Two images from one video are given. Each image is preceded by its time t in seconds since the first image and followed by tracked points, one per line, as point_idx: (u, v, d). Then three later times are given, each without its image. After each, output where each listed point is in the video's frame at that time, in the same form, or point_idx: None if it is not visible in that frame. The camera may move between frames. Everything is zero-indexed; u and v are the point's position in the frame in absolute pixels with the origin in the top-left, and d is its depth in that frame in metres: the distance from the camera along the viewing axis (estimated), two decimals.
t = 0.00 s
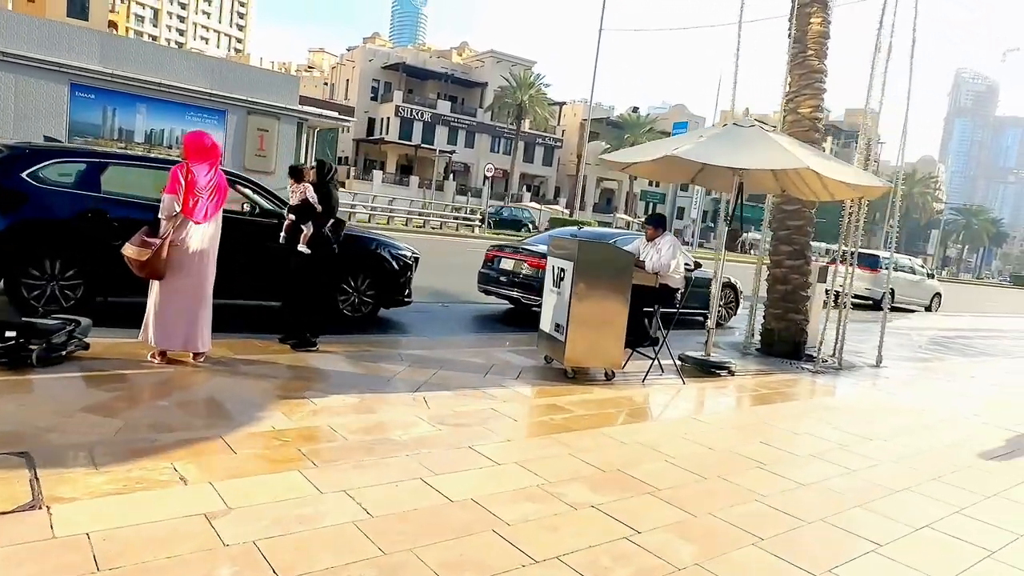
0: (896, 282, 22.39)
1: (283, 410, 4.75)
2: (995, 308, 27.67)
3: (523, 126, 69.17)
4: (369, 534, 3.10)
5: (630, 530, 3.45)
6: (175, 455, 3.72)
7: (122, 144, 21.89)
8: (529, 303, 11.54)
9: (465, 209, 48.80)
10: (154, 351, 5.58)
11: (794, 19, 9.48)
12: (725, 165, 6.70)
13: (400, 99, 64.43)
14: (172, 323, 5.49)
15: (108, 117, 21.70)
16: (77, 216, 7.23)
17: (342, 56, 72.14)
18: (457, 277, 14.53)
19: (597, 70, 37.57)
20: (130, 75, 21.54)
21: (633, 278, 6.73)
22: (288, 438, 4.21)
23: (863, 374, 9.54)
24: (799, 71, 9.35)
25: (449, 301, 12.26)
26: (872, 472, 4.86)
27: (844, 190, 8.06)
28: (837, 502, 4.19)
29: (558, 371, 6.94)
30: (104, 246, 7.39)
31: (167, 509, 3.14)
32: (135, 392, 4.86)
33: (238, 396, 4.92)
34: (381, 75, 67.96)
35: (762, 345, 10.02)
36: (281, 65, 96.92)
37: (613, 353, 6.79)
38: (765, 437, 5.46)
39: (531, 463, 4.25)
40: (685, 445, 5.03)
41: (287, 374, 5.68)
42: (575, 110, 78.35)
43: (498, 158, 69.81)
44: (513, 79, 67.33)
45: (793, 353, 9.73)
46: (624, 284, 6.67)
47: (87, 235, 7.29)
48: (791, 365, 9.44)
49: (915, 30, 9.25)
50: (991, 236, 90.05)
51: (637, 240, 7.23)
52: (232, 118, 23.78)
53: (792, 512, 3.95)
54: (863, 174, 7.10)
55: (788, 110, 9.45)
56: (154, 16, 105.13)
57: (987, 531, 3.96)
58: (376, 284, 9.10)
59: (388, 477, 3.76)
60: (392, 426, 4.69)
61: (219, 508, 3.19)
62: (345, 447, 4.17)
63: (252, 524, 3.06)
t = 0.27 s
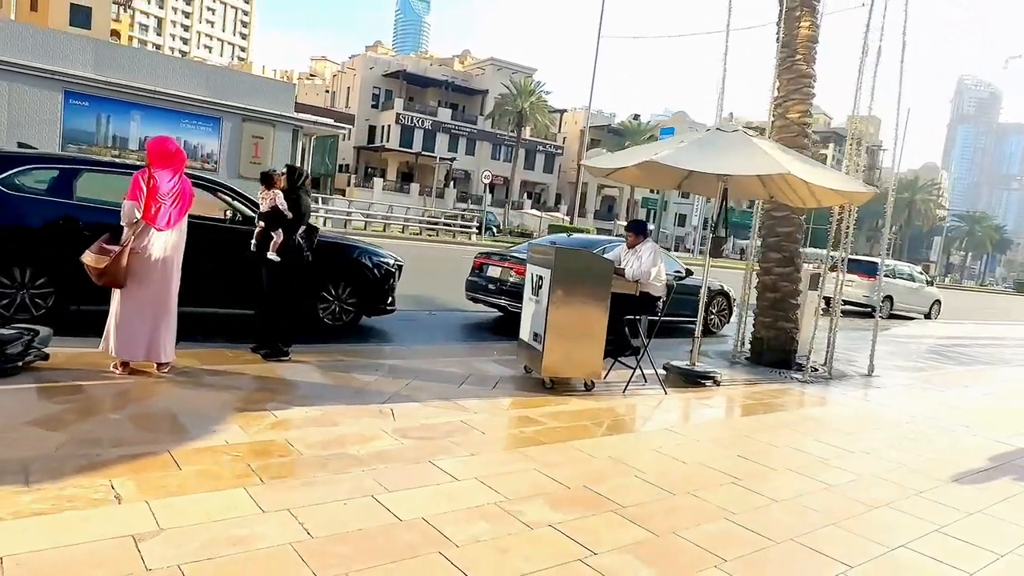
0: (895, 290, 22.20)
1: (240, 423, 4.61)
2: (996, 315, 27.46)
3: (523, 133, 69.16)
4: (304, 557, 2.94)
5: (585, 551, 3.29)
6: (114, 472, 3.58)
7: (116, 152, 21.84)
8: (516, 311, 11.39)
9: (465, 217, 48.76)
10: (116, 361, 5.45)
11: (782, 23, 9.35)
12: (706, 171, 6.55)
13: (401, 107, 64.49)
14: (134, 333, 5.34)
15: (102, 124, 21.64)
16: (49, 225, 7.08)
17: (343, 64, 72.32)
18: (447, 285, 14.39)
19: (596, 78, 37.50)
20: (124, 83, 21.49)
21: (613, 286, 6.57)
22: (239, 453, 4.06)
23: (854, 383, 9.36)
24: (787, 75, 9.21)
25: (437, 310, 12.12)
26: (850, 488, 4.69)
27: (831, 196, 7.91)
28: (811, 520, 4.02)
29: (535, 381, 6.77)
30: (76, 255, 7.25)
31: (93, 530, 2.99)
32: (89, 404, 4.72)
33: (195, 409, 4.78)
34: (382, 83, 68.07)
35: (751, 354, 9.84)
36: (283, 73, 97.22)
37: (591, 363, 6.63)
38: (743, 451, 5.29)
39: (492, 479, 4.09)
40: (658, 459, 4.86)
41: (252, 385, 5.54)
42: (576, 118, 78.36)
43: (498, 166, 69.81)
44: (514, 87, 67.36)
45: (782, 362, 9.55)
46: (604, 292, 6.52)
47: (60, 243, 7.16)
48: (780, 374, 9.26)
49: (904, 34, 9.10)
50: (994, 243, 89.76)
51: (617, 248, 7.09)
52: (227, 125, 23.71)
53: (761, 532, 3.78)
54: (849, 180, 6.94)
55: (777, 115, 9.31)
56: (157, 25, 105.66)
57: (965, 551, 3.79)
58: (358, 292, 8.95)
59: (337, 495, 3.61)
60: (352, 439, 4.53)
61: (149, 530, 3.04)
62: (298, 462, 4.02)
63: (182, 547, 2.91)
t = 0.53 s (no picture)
0: (897, 297, 22.02)
1: (210, 433, 4.48)
2: (1000, 322, 27.23)
3: (526, 141, 69.19)
4: None
5: (556, 570, 3.14)
6: (69, 486, 3.45)
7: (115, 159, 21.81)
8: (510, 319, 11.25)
9: (467, 225, 48.76)
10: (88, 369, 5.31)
11: (776, 27, 9.23)
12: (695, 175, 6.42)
13: (403, 115, 64.59)
14: (106, 340, 5.20)
15: (100, 132, 21.62)
16: (32, 230, 6.97)
17: (346, 73, 72.57)
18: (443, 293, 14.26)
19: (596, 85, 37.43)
20: (123, 90, 21.48)
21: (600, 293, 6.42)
22: (204, 464, 3.92)
23: (852, 391, 9.18)
24: (781, 80, 9.09)
25: (430, 317, 11.98)
26: (841, 501, 4.52)
27: (825, 201, 7.77)
28: (798, 536, 3.86)
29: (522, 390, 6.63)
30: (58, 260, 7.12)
31: (36, 547, 2.86)
32: (56, 413, 4.60)
33: (166, 419, 4.65)
34: (385, 91, 68.21)
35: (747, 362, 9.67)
36: (287, 82, 97.63)
37: (578, 372, 6.49)
38: (731, 462, 5.14)
39: (466, 492, 3.95)
40: (641, 470, 4.72)
41: (229, 393, 5.41)
42: (579, 126, 78.38)
43: (501, 173, 69.80)
44: (516, 95, 67.40)
45: (778, 370, 9.38)
46: (592, 299, 6.38)
47: (42, 249, 7.04)
48: (776, 382, 9.08)
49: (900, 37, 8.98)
50: (1000, 250, 89.41)
51: (606, 254, 6.96)
52: (226, 132, 23.67)
53: (745, 549, 3.61)
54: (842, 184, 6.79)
55: (771, 119, 9.19)
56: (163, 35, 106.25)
57: (956, 567, 3.64)
58: (347, 299, 8.83)
59: (300, 509, 3.47)
60: (325, 449, 4.39)
61: (96, 547, 2.90)
62: (264, 475, 3.88)
63: (128, 564, 2.78)
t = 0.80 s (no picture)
0: (900, 306, 21.75)
1: (172, 446, 4.32)
2: (1006, 331, 26.89)
3: (529, 150, 69.16)
4: None
5: None
6: (10, 504, 3.29)
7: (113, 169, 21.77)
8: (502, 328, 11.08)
9: (469, 234, 48.69)
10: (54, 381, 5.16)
11: (769, 30, 9.07)
12: (682, 180, 6.25)
13: (406, 125, 64.67)
14: (70, 350, 5.04)
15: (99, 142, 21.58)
16: (8, 237, 6.82)
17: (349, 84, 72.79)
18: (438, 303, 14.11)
19: (597, 94, 37.27)
20: (121, 100, 21.45)
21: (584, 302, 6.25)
22: (159, 479, 3.76)
23: (851, 402, 8.95)
24: (775, 84, 8.93)
25: (423, 327, 11.83)
26: (830, 518, 4.32)
27: (820, 207, 7.59)
28: (781, 556, 3.66)
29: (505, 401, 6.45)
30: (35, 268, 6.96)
31: None
32: (14, 426, 4.45)
33: (127, 432, 4.50)
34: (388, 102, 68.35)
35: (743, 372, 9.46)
36: (292, 93, 97.99)
37: (563, 383, 6.31)
38: (716, 476, 4.94)
39: (433, 509, 3.78)
40: (621, 485, 4.53)
41: (198, 405, 5.25)
42: (582, 135, 78.38)
43: (504, 183, 69.77)
44: (519, 105, 67.44)
45: (774, 380, 9.15)
46: (577, 307, 6.21)
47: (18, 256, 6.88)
48: (772, 393, 8.86)
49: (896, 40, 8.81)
50: (1006, 259, 88.81)
51: (593, 261, 6.78)
52: (225, 142, 23.63)
53: (723, 570, 3.42)
54: (835, 190, 6.61)
55: (765, 125, 9.02)
56: (169, 47, 106.87)
57: None
58: (332, 308, 8.68)
59: (253, 528, 3.30)
60: (290, 463, 4.23)
61: (24, 570, 2.73)
62: (221, 491, 3.72)
63: None
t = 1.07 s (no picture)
0: (902, 314, 21.54)
1: (136, 463, 4.20)
2: (1010, 340, 26.62)
3: (531, 160, 69.16)
4: None
5: None
6: None
7: (110, 180, 21.73)
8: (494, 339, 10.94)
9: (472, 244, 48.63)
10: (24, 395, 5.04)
11: (761, 37, 8.97)
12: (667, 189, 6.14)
13: (408, 135, 64.76)
14: (40, 362, 4.92)
15: (97, 152, 21.54)
16: None
17: (352, 94, 72.97)
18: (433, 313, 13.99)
19: (598, 102, 37.22)
20: (119, 111, 21.43)
21: (568, 312, 6.13)
22: (116, 498, 3.64)
23: (847, 413, 8.77)
24: (768, 91, 8.82)
25: (415, 337, 11.70)
26: (816, 537, 4.16)
27: (812, 215, 7.46)
28: None
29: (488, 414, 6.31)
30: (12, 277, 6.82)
31: None
32: None
33: (92, 448, 4.37)
34: (390, 112, 68.49)
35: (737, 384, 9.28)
36: (295, 104, 98.34)
37: (547, 395, 6.17)
38: (700, 492, 4.79)
39: (400, 528, 3.65)
40: (600, 502, 4.38)
41: (170, 419, 5.14)
42: (584, 145, 78.40)
43: (506, 193, 69.76)
44: (521, 114, 67.50)
45: (769, 392, 8.98)
46: (561, 318, 6.09)
47: None
48: (766, 404, 8.66)
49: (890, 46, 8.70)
50: (1011, 267, 88.36)
51: (580, 271, 6.66)
52: (223, 152, 23.59)
53: None
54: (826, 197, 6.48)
55: (758, 132, 8.91)
56: (173, 59, 107.44)
57: None
58: (320, 319, 8.55)
59: (208, 550, 3.18)
60: (257, 480, 4.11)
61: None
62: (179, 510, 3.59)
63: None
